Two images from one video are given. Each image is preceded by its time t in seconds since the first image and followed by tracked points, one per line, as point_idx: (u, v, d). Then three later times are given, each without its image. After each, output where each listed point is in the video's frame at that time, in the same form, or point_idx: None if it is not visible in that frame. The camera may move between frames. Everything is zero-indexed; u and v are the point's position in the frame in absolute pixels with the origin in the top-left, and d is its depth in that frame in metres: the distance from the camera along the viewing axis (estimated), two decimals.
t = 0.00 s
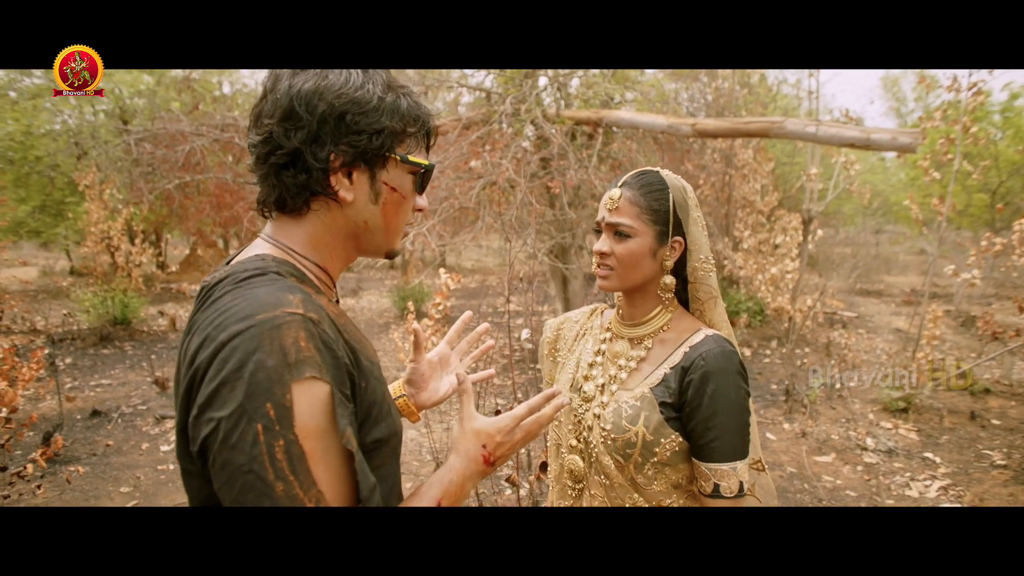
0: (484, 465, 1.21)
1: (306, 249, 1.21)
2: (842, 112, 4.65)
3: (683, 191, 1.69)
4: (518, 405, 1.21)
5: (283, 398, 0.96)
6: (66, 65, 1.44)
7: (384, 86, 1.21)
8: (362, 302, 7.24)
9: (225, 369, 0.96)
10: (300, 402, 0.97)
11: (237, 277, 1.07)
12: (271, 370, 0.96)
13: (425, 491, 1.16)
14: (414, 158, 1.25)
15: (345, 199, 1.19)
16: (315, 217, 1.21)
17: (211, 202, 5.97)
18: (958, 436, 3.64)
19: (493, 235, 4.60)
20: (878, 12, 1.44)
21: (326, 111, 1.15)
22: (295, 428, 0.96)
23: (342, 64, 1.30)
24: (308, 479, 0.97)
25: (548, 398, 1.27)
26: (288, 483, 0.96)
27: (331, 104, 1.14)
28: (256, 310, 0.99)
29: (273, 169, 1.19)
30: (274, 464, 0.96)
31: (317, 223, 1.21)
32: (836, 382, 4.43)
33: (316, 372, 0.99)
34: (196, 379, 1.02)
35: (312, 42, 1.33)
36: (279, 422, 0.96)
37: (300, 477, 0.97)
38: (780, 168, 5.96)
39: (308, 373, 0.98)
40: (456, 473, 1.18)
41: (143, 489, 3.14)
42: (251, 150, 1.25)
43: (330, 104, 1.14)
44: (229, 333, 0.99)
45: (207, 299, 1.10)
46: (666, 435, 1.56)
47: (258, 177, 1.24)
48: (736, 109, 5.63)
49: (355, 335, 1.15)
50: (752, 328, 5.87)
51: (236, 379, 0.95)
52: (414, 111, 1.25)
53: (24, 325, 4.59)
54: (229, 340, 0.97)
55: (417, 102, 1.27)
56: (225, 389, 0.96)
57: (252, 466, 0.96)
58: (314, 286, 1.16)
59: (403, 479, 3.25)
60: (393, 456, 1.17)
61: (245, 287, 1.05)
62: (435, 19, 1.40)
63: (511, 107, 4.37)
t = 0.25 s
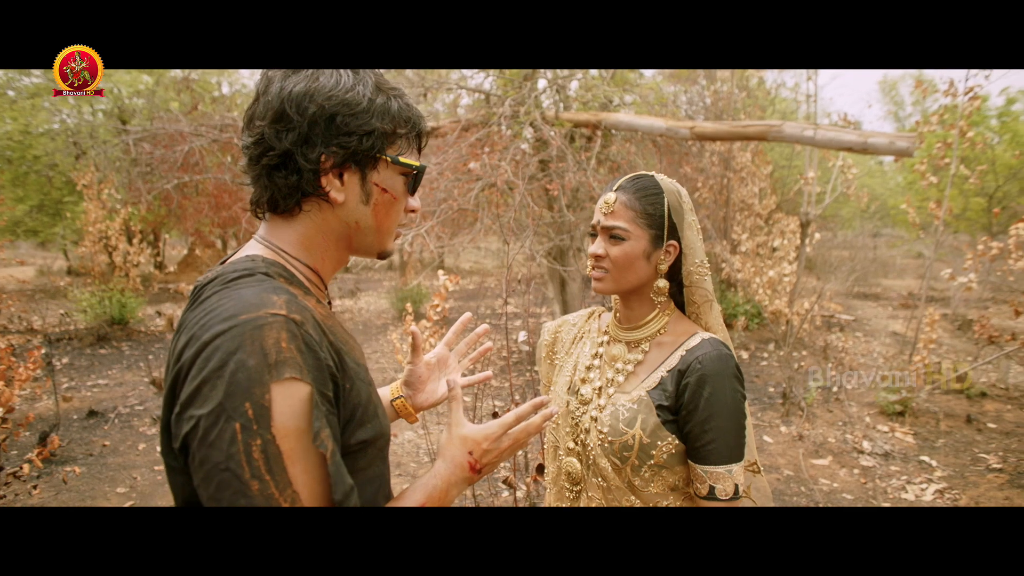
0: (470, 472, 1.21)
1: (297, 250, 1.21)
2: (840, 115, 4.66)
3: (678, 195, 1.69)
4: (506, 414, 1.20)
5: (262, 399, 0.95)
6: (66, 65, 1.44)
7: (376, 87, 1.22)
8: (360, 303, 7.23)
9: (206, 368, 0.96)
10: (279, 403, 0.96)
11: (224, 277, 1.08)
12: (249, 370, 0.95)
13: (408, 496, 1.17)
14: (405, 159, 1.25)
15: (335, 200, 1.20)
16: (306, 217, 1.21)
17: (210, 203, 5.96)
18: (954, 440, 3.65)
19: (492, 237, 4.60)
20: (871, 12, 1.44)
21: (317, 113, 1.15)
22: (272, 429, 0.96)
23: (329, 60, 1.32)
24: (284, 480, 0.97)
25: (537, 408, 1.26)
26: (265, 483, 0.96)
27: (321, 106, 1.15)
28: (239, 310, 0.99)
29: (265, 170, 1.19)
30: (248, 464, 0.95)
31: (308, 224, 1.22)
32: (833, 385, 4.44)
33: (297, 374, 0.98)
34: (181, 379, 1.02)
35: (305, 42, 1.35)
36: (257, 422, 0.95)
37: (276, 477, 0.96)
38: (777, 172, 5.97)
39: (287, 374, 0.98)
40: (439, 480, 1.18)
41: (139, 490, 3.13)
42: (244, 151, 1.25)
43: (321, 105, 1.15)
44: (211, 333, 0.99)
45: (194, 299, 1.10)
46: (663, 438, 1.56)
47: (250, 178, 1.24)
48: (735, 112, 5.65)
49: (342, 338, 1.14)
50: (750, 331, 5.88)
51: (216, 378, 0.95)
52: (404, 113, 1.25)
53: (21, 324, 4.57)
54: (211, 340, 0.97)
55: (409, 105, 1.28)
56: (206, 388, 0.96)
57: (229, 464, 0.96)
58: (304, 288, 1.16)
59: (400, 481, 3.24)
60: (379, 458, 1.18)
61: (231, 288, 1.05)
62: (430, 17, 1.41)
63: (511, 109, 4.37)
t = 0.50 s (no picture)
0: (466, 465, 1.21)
1: (292, 245, 1.21)
2: (837, 113, 4.67)
3: (675, 193, 1.70)
4: (502, 407, 1.21)
5: (259, 393, 0.95)
6: (66, 65, 1.42)
7: (370, 84, 1.21)
8: (358, 300, 7.22)
9: (204, 363, 0.96)
10: (275, 398, 0.96)
11: (221, 273, 1.08)
12: (246, 364, 0.95)
13: (405, 490, 1.16)
14: (399, 156, 1.25)
15: (329, 196, 1.19)
16: (300, 214, 1.21)
17: (206, 199, 5.94)
18: (950, 437, 3.67)
19: (490, 234, 4.60)
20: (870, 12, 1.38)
21: (309, 109, 1.15)
22: (270, 423, 0.96)
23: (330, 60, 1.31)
24: (283, 474, 0.97)
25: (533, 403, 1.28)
26: (262, 477, 0.96)
27: (314, 103, 1.14)
28: (235, 305, 0.99)
29: (258, 167, 1.19)
30: (247, 458, 0.95)
31: (303, 220, 1.21)
32: (829, 382, 4.45)
33: (293, 368, 0.98)
34: (178, 375, 1.02)
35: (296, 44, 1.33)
36: (254, 416, 0.95)
37: (274, 471, 0.96)
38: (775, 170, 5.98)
39: (284, 368, 0.97)
40: (435, 473, 1.18)
41: (136, 487, 3.12)
42: (240, 149, 1.25)
43: (314, 101, 1.14)
44: (208, 327, 0.99)
45: (190, 296, 1.09)
46: (661, 437, 1.56)
47: (244, 174, 1.24)
48: (732, 109, 5.65)
49: (338, 333, 1.14)
50: (747, 328, 5.89)
51: (214, 373, 0.95)
52: (398, 109, 1.25)
53: (16, 322, 4.55)
54: (208, 335, 0.97)
55: (403, 101, 1.27)
56: (203, 383, 0.96)
57: (227, 458, 0.95)
58: (299, 284, 1.16)
59: (398, 478, 3.24)
60: (375, 450, 1.20)
61: (227, 284, 1.05)
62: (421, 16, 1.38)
63: (509, 106, 4.36)
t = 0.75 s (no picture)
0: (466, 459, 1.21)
1: (292, 238, 1.21)
2: (838, 111, 4.66)
3: (676, 188, 1.69)
4: (504, 401, 1.21)
5: (260, 383, 0.95)
6: (66, 65, 1.38)
7: (370, 77, 1.21)
8: (358, 298, 7.22)
9: (205, 353, 0.96)
10: (277, 388, 0.96)
11: (222, 264, 1.07)
12: (248, 354, 0.95)
13: (406, 484, 1.16)
14: (399, 149, 1.24)
15: (329, 189, 1.19)
16: (300, 207, 1.21)
17: (206, 197, 5.94)
18: (950, 435, 3.67)
19: (490, 232, 4.59)
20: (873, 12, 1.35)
21: (310, 101, 1.14)
22: (271, 414, 0.95)
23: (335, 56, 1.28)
24: (284, 465, 0.96)
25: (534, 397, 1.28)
26: (263, 468, 0.95)
27: (313, 95, 1.14)
28: (237, 296, 0.99)
29: (258, 160, 1.19)
30: (249, 447, 0.95)
31: (303, 214, 1.21)
32: (830, 380, 4.45)
33: (295, 359, 0.98)
34: (179, 366, 1.02)
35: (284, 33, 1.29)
36: (256, 406, 0.95)
37: (275, 462, 0.96)
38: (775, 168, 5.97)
39: (285, 358, 0.97)
40: (436, 467, 1.18)
41: (136, 485, 3.12)
42: (240, 142, 1.24)
43: (313, 94, 1.14)
44: (210, 317, 0.98)
45: (191, 288, 1.09)
46: (662, 435, 1.56)
47: (244, 167, 1.23)
48: (733, 107, 5.64)
49: (339, 325, 1.14)
50: (747, 326, 5.89)
51: (215, 363, 0.95)
52: (398, 103, 1.24)
53: (16, 319, 4.54)
54: (209, 325, 0.97)
55: (403, 94, 1.27)
56: (204, 374, 0.95)
57: (228, 449, 0.95)
58: (300, 277, 1.15)
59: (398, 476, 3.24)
60: (377, 444, 1.20)
61: (228, 275, 1.04)
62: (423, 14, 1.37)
63: (510, 103, 4.35)
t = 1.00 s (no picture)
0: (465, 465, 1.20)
1: (290, 238, 1.20)
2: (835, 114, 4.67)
3: (672, 189, 1.69)
4: (502, 406, 1.19)
5: (255, 384, 0.94)
6: (66, 65, 1.37)
7: (368, 75, 1.20)
8: (355, 298, 7.21)
9: (200, 354, 0.95)
10: (272, 389, 0.95)
11: (219, 264, 1.06)
12: (242, 355, 0.94)
13: (404, 488, 1.15)
14: (398, 148, 1.23)
15: (328, 188, 1.18)
16: (298, 206, 1.20)
17: (203, 197, 5.91)
18: (947, 437, 3.67)
19: (488, 233, 4.58)
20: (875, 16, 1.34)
21: (308, 99, 1.14)
22: (266, 415, 0.94)
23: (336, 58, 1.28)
24: (278, 467, 0.95)
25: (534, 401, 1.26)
26: (257, 470, 0.94)
27: (312, 93, 1.14)
28: (233, 295, 0.98)
29: (256, 158, 1.18)
30: (243, 449, 0.93)
31: (301, 213, 1.20)
32: (827, 382, 4.45)
33: (291, 360, 0.97)
34: (174, 366, 1.01)
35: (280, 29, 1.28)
36: (250, 407, 0.93)
37: (269, 464, 0.94)
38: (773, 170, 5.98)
39: (281, 358, 0.96)
40: (434, 472, 1.17)
41: (131, 487, 3.10)
42: (237, 141, 1.24)
43: (312, 92, 1.14)
44: (206, 317, 0.97)
45: (188, 288, 1.08)
46: (660, 441, 1.55)
47: (242, 166, 1.22)
48: (731, 109, 5.66)
49: (337, 327, 1.13)
50: (745, 328, 5.89)
51: (210, 364, 0.94)
52: (398, 102, 1.24)
53: (11, 320, 4.51)
54: (204, 325, 0.96)
55: (401, 93, 1.26)
56: (199, 374, 0.94)
57: (222, 451, 0.94)
58: (298, 276, 1.14)
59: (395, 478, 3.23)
60: (375, 446, 1.19)
61: (225, 274, 1.03)
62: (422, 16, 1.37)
63: (508, 105, 4.35)
